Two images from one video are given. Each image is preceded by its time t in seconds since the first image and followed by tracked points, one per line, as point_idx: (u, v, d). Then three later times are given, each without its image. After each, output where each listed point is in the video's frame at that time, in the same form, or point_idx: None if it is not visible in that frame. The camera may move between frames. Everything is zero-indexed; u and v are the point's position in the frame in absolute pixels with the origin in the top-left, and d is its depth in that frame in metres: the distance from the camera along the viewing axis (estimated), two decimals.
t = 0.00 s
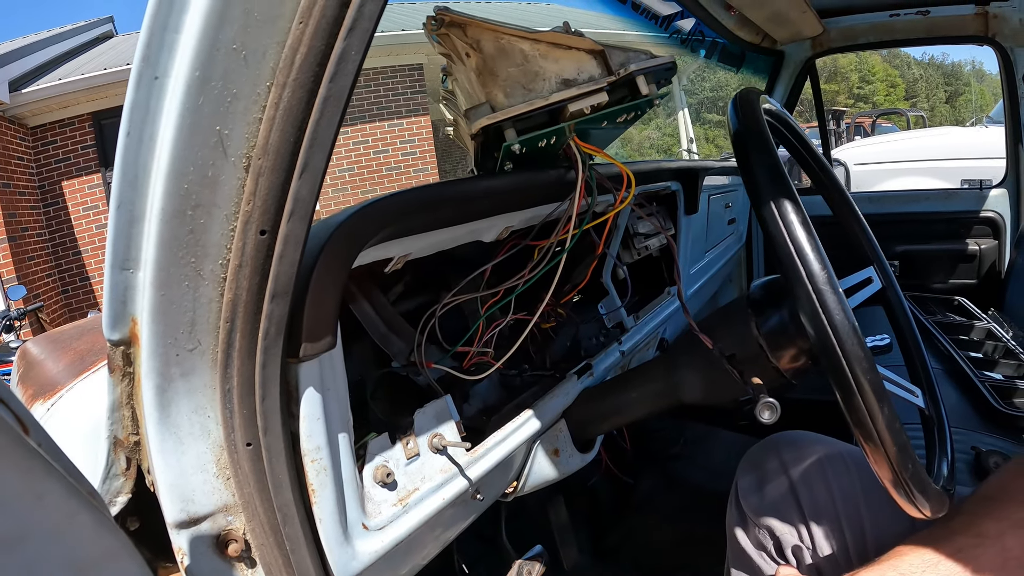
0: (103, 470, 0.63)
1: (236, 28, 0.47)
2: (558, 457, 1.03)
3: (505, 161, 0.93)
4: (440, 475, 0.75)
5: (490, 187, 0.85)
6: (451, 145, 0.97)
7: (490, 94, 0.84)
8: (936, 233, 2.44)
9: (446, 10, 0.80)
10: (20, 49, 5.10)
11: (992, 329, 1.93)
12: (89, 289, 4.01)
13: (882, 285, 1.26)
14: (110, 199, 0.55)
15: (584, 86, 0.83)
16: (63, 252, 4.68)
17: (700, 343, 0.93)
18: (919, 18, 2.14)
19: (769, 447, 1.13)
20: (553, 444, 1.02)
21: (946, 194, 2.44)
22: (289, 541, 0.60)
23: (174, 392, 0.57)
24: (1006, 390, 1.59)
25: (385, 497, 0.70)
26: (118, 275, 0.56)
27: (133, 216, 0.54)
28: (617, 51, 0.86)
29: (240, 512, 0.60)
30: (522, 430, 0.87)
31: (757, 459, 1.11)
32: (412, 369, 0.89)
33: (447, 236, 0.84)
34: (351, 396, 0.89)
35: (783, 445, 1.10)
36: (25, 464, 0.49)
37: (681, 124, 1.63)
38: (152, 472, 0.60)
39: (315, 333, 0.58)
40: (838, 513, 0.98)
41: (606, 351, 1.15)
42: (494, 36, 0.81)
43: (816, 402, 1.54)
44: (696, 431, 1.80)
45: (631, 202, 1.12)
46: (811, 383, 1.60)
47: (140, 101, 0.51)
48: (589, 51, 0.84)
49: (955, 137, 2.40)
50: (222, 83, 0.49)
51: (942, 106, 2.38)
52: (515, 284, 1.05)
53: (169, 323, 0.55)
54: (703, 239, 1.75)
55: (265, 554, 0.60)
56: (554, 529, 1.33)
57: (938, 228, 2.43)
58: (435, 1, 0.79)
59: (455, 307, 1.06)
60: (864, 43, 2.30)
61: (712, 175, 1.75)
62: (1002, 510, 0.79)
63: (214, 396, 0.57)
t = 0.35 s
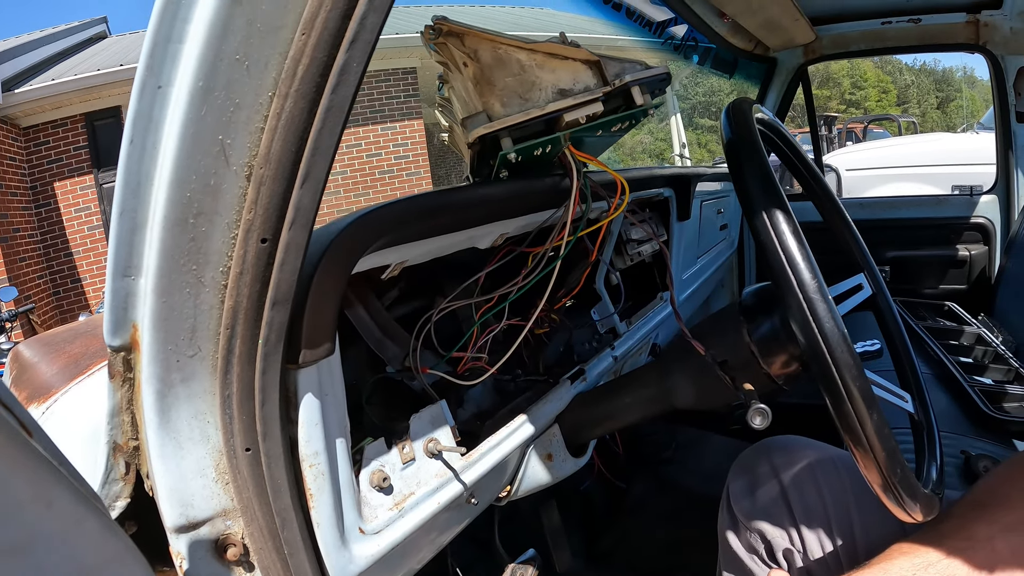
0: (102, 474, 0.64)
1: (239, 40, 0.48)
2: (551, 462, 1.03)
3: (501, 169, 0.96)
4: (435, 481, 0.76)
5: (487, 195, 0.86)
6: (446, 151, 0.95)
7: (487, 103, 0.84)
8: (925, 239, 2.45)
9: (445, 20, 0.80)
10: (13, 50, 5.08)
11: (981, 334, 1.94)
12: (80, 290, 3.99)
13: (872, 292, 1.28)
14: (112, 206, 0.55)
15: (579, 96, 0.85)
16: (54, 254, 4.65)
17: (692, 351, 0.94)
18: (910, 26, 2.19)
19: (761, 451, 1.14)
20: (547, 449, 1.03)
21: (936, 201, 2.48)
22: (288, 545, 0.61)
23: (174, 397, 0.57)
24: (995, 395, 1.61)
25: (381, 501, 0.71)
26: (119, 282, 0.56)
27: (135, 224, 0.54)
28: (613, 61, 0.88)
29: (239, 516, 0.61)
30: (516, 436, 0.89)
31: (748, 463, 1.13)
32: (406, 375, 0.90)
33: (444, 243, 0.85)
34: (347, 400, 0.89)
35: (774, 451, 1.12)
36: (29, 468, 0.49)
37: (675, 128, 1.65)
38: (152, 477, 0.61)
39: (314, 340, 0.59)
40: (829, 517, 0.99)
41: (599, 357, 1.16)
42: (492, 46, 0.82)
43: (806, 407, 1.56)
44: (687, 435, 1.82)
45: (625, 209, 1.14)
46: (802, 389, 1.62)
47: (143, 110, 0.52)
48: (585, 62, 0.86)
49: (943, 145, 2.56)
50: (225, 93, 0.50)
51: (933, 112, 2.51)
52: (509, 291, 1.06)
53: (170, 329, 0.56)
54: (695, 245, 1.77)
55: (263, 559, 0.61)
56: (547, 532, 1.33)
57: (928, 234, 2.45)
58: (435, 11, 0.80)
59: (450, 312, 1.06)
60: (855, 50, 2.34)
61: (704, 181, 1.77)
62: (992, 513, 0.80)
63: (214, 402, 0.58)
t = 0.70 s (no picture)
0: (81, 477, 0.63)
1: (227, 42, 0.48)
2: (531, 466, 1.03)
3: (483, 174, 0.95)
4: (415, 484, 0.77)
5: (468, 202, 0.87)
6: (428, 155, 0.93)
7: (471, 109, 0.85)
8: (900, 246, 2.50)
9: (431, 25, 0.80)
10: None
11: (957, 341, 2.00)
12: (56, 289, 3.93)
13: (849, 300, 1.30)
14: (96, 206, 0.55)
15: (563, 104, 0.86)
16: (29, 252, 4.57)
17: (671, 357, 0.96)
18: (891, 37, 2.30)
19: (738, 456, 1.17)
20: (526, 454, 1.03)
21: (913, 210, 2.53)
22: (268, 549, 0.60)
23: (155, 400, 0.57)
24: (969, 401, 1.64)
25: (361, 505, 0.72)
26: (101, 283, 0.56)
27: (119, 225, 0.54)
28: (597, 70, 0.89)
29: (219, 520, 0.61)
30: (495, 439, 0.90)
31: (726, 468, 1.15)
32: (385, 378, 0.90)
33: (426, 248, 0.85)
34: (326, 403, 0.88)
35: (752, 456, 1.14)
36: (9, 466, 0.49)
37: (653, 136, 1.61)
38: (131, 480, 0.61)
39: (296, 344, 0.59)
40: (806, 520, 1.01)
41: (577, 362, 1.18)
42: (477, 52, 0.83)
43: (783, 412, 1.58)
44: (666, 440, 1.84)
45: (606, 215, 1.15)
46: (779, 395, 1.63)
47: (130, 110, 0.52)
48: (570, 69, 0.87)
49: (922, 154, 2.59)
50: (212, 95, 0.50)
51: (911, 122, 2.56)
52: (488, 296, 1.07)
53: (152, 331, 0.55)
54: (674, 251, 1.79)
55: (243, 563, 0.61)
56: (525, 536, 1.33)
57: (901, 242, 2.49)
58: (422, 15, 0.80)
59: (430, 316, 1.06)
60: (835, 60, 2.43)
61: (683, 189, 1.79)
62: (967, 516, 0.82)
63: (195, 405, 0.58)
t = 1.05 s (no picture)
0: (48, 484, 0.63)
1: (207, 51, 0.49)
2: (494, 474, 1.05)
3: (454, 186, 0.97)
4: (382, 492, 0.78)
5: (441, 213, 0.90)
6: (395, 162, 0.90)
7: (444, 121, 0.86)
8: (862, 260, 2.61)
9: (406, 35, 0.82)
10: None
11: (914, 353, 2.09)
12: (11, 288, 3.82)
13: (808, 313, 1.36)
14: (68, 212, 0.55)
15: (535, 119, 0.87)
16: None
17: (636, 369, 0.99)
18: (856, 56, 2.41)
19: (699, 464, 1.19)
20: (489, 461, 1.05)
21: (874, 224, 2.63)
22: (237, 558, 0.61)
23: (125, 409, 0.57)
24: (926, 411, 1.71)
25: (328, 513, 0.72)
26: (72, 289, 0.56)
27: (92, 231, 0.54)
28: (569, 85, 0.91)
29: (188, 529, 0.60)
30: (460, 448, 0.92)
31: (687, 476, 1.17)
32: (351, 386, 0.92)
33: (393, 258, 0.86)
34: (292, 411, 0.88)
35: (713, 465, 1.16)
36: None
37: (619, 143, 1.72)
38: (100, 488, 0.60)
39: (268, 353, 0.59)
40: (767, 527, 1.04)
41: (541, 371, 1.19)
42: (451, 65, 0.85)
43: (745, 421, 1.62)
44: (628, 448, 1.91)
45: (572, 226, 1.18)
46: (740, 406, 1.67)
47: (106, 116, 0.52)
48: (542, 85, 0.89)
49: (882, 172, 2.73)
50: (190, 103, 0.50)
51: (873, 137, 2.70)
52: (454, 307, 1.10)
53: (123, 339, 0.55)
54: (638, 261, 1.83)
55: (212, 572, 0.61)
56: (489, 543, 1.34)
57: (865, 255, 2.60)
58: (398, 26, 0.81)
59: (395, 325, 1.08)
60: (800, 77, 2.53)
61: (649, 201, 1.85)
62: (923, 523, 0.86)
63: (165, 413, 0.57)
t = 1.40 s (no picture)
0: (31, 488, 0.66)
1: (188, 93, 0.54)
2: (451, 478, 1.12)
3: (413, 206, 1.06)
4: (343, 494, 0.84)
5: (402, 232, 0.98)
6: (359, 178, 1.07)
7: (405, 147, 0.94)
8: (819, 271, 2.76)
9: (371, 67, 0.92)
10: None
11: (862, 363, 2.26)
12: None
13: (753, 327, 1.45)
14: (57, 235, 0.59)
15: (490, 148, 0.95)
16: None
17: (581, 379, 1.06)
18: (814, 75, 2.66)
19: (646, 470, 1.27)
20: (447, 466, 1.11)
21: (828, 238, 2.82)
22: (211, 555, 0.65)
23: (106, 416, 0.61)
24: (871, 419, 1.82)
25: (293, 514, 0.77)
26: (60, 306, 0.60)
27: (80, 253, 0.59)
28: (523, 116, 0.98)
29: (164, 528, 0.64)
30: (417, 454, 0.98)
31: (635, 480, 1.25)
32: (313, 393, 0.99)
33: (356, 275, 0.92)
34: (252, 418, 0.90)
35: (658, 470, 1.24)
36: None
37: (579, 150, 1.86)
38: (81, 491, 0.64)
39: (240, 365, 0.65)
40: (708, 529, 1.14)
41: (496, 379, 1.27)
42: (412, 94, 0.93)
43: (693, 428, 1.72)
44: (583, 454, 2.01)
45: (525, 244, 1.26)
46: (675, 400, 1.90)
47: (96, 149, 0.56)
48: (498, 115, 0.96)
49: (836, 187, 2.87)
50: (172, 139, 0.55)
51: (835, 150, 2.88)
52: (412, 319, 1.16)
53: (106, 353, 0.59)
54: (593, 273, 1.93)
55: (186, 569, 0.65)
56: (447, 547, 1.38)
57: (824, 266, 2.76)
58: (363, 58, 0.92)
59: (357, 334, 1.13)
60: (758, 95, 2.77)
61: (605, 214, 1.96)
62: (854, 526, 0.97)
63: (144, 420, 0.61)
